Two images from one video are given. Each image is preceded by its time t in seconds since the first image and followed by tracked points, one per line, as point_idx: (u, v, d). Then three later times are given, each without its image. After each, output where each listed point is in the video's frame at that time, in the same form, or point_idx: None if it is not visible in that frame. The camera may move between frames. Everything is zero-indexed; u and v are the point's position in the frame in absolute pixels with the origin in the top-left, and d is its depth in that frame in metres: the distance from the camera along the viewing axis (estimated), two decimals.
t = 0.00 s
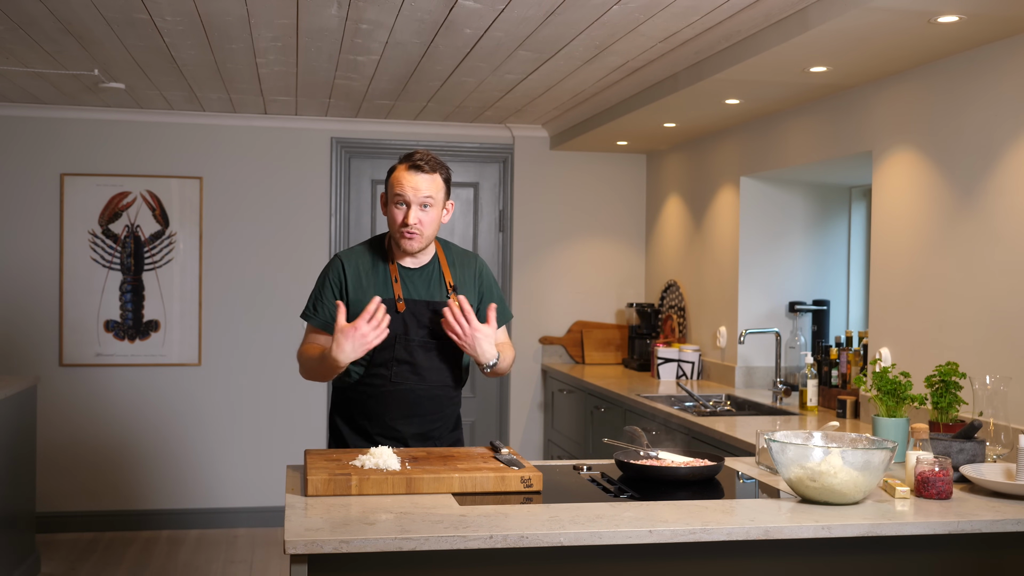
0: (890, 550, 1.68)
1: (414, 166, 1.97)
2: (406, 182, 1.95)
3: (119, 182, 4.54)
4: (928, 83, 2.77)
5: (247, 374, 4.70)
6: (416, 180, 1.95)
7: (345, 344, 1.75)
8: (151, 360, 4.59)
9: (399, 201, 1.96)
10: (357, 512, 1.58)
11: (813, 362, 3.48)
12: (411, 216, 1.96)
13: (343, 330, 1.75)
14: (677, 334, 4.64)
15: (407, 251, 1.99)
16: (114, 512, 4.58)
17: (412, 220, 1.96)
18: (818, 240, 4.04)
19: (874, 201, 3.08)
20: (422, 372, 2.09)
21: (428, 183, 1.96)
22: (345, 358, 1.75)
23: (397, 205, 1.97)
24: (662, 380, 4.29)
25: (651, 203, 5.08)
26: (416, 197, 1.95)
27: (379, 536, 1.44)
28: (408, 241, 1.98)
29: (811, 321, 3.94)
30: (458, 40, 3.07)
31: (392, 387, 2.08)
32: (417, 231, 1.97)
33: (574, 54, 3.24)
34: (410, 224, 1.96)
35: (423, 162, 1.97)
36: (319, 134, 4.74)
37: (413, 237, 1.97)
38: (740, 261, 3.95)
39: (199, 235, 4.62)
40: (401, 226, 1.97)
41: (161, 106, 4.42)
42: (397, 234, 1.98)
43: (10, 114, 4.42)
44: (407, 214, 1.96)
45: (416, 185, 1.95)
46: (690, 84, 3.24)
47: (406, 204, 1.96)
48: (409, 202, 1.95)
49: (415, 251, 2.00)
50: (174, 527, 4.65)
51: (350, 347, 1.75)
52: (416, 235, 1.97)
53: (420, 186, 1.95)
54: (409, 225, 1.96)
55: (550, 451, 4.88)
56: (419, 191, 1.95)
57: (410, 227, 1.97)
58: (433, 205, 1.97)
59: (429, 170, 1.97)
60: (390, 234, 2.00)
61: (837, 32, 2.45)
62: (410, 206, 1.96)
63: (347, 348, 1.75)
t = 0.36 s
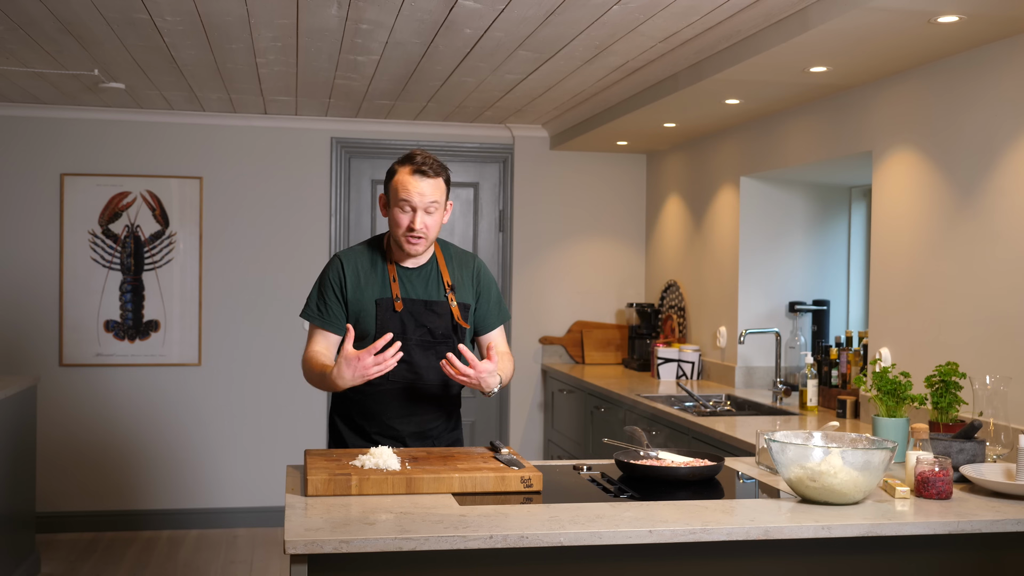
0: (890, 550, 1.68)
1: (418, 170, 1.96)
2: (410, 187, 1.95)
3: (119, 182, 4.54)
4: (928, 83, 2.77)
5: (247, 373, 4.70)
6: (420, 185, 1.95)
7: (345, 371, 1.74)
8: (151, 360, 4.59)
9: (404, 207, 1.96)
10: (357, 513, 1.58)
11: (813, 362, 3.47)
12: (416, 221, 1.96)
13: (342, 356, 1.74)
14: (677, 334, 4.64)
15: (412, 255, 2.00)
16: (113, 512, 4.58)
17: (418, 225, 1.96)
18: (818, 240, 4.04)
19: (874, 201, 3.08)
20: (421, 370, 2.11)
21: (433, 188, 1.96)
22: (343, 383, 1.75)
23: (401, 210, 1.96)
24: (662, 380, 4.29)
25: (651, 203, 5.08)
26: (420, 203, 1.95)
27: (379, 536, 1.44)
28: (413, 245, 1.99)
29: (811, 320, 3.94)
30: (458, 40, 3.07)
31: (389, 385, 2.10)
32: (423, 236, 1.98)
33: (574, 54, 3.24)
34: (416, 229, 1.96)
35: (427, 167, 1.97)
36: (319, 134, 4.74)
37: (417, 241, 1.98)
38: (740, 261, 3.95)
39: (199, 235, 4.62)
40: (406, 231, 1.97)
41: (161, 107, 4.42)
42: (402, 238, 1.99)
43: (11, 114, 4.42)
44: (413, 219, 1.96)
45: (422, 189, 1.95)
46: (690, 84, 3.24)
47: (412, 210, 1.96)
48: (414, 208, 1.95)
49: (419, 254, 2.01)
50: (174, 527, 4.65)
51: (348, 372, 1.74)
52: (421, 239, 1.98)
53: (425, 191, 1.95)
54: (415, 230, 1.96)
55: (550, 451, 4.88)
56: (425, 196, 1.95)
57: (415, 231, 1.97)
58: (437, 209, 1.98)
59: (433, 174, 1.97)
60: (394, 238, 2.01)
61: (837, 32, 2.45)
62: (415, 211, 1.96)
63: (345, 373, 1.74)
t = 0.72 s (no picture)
0: (890, 550, 1.68)
1: (438, 176, 2.03)
2: (436, 194, 2.01)
3: (119, 182, 4.54)
4: (928, 83, 2.77)
5: (248, 373, 4.70)
6: (443, 190, 2.03)
7: (384, 397, 1.87)
8: (151, 360, 4.59)
9: (433, 213, 2.02)
10: (357, 513, 1.58)
11: (813, 362, 3.47)
12: (445, 226, 2.04)
13: (383, 384, 1.86)
14: (677, 334, 4.64)
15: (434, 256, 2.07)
16: (114, 512, 4.58)
17: (448, 228, 2.04)
18: (818, 240, 4.04)
19: (874, 201, 3.08)
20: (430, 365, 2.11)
21: (454, 191, 2.05)
22: (380, 406, 1.89)
23: (428, 216, 2.02)
24: (662, 380, 4.29)
25: (651, 203, 5.08)
26: (448, 208, 2.03)
27: (379, 536, 1.44)
28: (436, 248, 2.06)
29: (811, 320, 3.94)
30: (458, 40, 3.07)
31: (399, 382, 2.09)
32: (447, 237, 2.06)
33: (574, 54, 3.24)
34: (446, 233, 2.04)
35: (445, 171, 2.05)
36: (319, 134, 4.74)
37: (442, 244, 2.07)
38: (740, 262, 3.95)
39: (199, 235, 4.62)
40: (434, 235, 2.04)
41: (161, 107, 4.42)
42: (427, 242, 2.05)
43: (10, 114, 4.42)
44: (441, 223, 2.03)
45: (448, 194, 2.03)
46: (690, 84, 3.24)
47: (440, 215, 2.03)
48: (443, 213, 2.03)
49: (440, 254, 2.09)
50: (174, 527, 4.65)
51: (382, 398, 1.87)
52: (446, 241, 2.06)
53: (449, 196, 2.03)
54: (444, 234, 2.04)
55: (550, 451, 4.88)
56: (452, 200, 2.03)
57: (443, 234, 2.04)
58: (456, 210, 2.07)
59: (449, 178, 2.06)
60: (417, 243, 2.05)
61: (838, 32, 2.45)
62: (444, 217, 2.03)
63: (383, 400, 1.87)
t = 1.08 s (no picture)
0: (889, 550, 1.68)
1: (443, 172, 2.08)
2: (442, 189, 2.05)
3: (119, 182, 4.54)
4: (928, 83, 2.77)
5: (248, 374, 4.70)
6: (450, 186, 2.07)
7: (422, 338, 1.80)
8: (151, 360, 4.60)
9: (440, 208, 2.06)
10: (357, 513, 1.58)
11: (813, 362, 3.47)
12: (450, 220, 2.08)
13: (415, 327, 1.80)
14: (677, 334, 4.64)
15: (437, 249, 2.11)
16: (114, 512, 4.58)
17: (452, 222, 2.08)
18: (818, 240, 4.04)
19: (874, 201, 3.08)
20: (448, 356, 2.13)
21: (457, 187, 2.09)
22: (420, 350, 1.80)
23: (434, 210, 2.05)
24: (662, 380, 4.29)
25: (651, 203, 5.08)
26: (454, 203, 2.08)
27: (378, 536, 1.44)
28: (441, 242, 2.10)
29: (811, 321, 3.94)
30: (457, 40, 3.07)
31: (424, 376, 2.10)
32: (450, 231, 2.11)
33: (575, 54, 3.24)
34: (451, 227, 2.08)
35: (447, 167, 2.09)
36: (319, 134, 4.74)
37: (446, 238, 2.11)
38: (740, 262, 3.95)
39: (199, 235, 4.62)
40: (440, 229, 2.08)
41: (161, 107, 4.42)
42: (433, 237, 2.08)
43: (11, 114, 4.42)
44: (446, 217, 2.07)
45: (452, 189, 2.07)
46: (690, 84, 3.24)
47: (445, 209, 2.07)
48: (449, 208, 2.07)
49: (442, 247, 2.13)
50: (174, 527, 4.65)
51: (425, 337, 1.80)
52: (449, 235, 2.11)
53: (455, 191, 2.08)
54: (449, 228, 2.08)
55: (550, 451, 4.88)
56: (455, 195, 2.08)
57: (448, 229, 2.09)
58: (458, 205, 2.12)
59: (451, 174, 2.10)
60: (423, 237, 2.08)
61: (838, 32, 2.45)
62: (449, 211, 2.08)
63: (421, 339, 1.80)
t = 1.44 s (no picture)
0: (890, 550, 1.68)
1: (451, 172, 2.09)
2: (450, 188, 2.06)
3: (119, 182, 4.54)
4: (928, 83, 2.77)
5: (248, 373, 4.70)
6: (459, 186, 2.08)
7: (431, 375, 1.73)
8: (151, 360, 4.60)
9: (448, 207, 2.07)
10: (357, 513, 1.58)
11: (813, 362, 3.47)
12: (457, 220, 2.09)
13: (428, 359, 1.73)
14: (677, 334, 4.64)
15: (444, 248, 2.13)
16: (114, 512, 4.58)
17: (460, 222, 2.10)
18: (818, 240, 4.04)
19: (874, 201, 3.08)
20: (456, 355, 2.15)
21: (464, 186, 2.10)
22: (426, 384, 1.73)
23: (442, 210, 2.06)
24: (662, 380, 4.29)
25: (651, 203, 5.08)
26: (460, 203, 2.09)
27: (379, 536, 1.44)
28: (446, 241, 2.11)
29: (811, 320, 3.94)
30: (458, 40, 3.07)
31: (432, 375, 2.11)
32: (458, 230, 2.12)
33: (575, 54, 3.24)
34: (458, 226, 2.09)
35: (454, 167, 2.10)
36: (319, 134, 4.74)
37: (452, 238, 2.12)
38: (740, 262, 3.95)
39: (199, 235, 4.62)
40: (448, 228, 2.09)
41: (160, 107, 4.41)
42: (440, 236, 2.09)
43: (11, 114, 4.42)
44: (454, 216, 2.09)
45: (460, 189, 2.08)
46: (690, 84, 3.24)
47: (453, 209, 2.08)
48: (457, 208, 2.09)
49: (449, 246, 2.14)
50: (174, 527, 4.65)
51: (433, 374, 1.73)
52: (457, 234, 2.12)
53: (462, 191, 2.09)
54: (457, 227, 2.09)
55: (550, 451, 4.88)
56: (463, 195, 2.09)
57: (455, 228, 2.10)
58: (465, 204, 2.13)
59: (457, 173, 2.11)
60: (430, 237, 2.09)
61: (838, 32, 2.45)
62: (456, 210, 2.09)
63: (430, 375, 1.72)
